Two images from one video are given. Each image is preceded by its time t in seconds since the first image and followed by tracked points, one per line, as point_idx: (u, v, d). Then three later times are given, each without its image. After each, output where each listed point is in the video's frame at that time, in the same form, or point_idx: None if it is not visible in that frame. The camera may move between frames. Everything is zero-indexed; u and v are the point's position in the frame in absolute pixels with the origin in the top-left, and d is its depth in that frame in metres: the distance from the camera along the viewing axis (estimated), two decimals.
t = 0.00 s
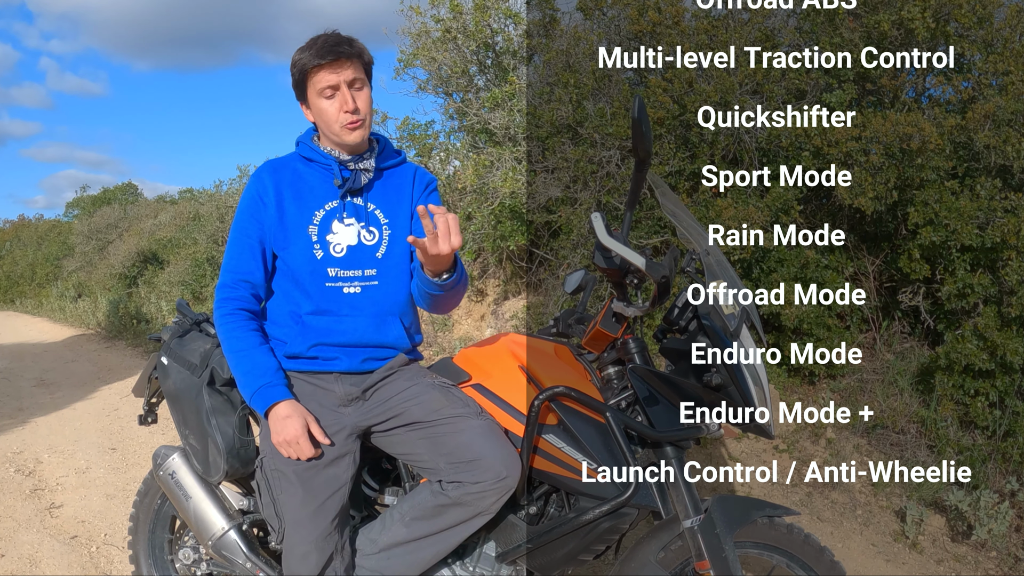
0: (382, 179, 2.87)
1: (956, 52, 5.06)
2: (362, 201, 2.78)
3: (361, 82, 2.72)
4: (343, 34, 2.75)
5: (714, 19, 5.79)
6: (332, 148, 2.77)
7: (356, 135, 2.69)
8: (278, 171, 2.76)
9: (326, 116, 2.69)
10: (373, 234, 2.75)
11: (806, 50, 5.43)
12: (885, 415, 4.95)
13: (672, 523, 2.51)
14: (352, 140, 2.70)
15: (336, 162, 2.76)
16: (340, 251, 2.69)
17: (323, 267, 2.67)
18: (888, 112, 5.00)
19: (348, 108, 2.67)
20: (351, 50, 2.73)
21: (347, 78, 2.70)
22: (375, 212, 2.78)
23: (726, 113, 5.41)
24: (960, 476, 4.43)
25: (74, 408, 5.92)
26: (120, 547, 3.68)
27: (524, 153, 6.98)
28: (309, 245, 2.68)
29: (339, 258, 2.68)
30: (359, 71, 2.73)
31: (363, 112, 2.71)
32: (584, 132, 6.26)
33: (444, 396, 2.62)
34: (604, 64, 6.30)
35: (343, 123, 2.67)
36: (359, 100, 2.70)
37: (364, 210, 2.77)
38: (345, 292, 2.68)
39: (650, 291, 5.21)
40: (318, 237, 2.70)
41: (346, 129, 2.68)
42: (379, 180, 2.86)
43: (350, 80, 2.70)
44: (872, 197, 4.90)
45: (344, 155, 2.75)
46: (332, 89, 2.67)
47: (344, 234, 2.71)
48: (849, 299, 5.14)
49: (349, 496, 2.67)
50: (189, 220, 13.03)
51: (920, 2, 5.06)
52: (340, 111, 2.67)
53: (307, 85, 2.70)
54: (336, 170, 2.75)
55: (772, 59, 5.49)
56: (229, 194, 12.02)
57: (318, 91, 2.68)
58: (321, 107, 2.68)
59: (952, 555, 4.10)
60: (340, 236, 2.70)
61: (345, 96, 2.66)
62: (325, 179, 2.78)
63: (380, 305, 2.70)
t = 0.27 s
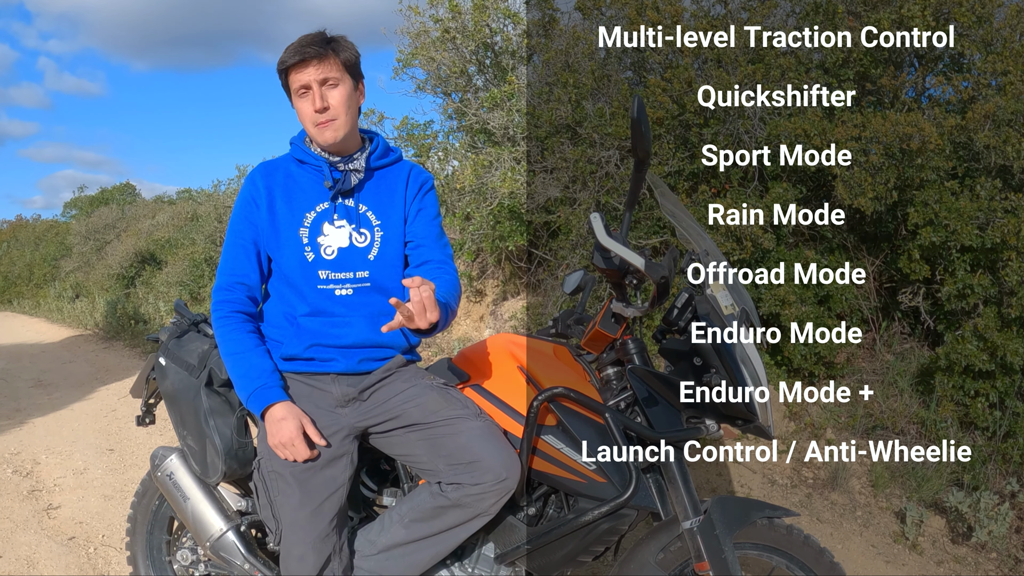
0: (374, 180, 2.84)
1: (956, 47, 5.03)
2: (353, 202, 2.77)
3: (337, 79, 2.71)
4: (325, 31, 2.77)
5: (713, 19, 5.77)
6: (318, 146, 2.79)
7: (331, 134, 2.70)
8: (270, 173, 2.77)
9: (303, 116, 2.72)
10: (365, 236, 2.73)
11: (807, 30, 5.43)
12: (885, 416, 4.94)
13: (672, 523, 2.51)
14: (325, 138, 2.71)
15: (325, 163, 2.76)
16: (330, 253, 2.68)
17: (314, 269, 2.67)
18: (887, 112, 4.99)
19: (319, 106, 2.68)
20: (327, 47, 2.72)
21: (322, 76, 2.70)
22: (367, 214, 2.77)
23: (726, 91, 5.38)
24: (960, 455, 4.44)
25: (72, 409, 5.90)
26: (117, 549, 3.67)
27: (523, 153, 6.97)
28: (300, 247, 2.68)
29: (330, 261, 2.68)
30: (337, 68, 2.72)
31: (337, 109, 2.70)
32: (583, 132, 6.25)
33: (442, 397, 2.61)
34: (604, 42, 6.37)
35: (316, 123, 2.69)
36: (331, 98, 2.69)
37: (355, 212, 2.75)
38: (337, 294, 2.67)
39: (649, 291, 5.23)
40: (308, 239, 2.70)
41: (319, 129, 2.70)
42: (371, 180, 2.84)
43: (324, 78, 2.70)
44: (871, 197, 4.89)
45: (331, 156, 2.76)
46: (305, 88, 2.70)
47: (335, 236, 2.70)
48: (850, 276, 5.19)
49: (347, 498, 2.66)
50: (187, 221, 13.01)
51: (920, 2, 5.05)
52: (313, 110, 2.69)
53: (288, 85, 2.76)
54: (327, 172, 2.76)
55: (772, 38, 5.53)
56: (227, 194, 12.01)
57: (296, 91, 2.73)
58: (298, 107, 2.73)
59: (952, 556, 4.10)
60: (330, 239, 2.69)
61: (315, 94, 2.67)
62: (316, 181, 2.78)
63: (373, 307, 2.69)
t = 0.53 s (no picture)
0: (371, 181, 2.85)
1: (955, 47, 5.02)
2: (349, 203, 2.76)
3: (370, 91, 2.74)
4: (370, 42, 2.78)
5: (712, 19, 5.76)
6: (322, 144, 2.75)
7: (348, 140, 2.70)
8: (263, 174, 2.73)
9: (325, 110, 2.68)
10: (361, 236, 2.73)
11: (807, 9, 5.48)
12: (885, 417, 4.94)
13: (672, 524, 2.51)
14: (341, 144, 2.70)
15: (323, 163, 2.74)
16: (327, 254, 2.66)
17: (310, 269, 2.65)
18: (887, 112, 4.97)
19: (349, 111, 2.68)
20: (370, 56, 2.74)
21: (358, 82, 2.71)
22: (363, 214, 2.76)
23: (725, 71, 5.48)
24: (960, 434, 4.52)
25: (69, 410, 5.89)
26: (115, 550, 3.66)
27: (522, 153, 6.95)
28: (297, 248, 2.66)
29: (327, 261, 2.66)
30: (372, 81, 2.75)
31: (362, 120, 2.73)
32: (582, 132, 6.25)
33: (440, 396, 2.60)
34: (605, 22, 6.41)
35: (340, 124, 2.67)
36: (361, 107, 2.71)
37: (352, 213, 2.75)
38: (334, 295, 2.65)
39: (648, 291, 5.27)
40: (305, 239, 2.67)
41: (340, 131, 2.68)
42: (367, 181, 2.84)
43: (360, 85, 2.71)
44: (871, 197, 4.88)
45: (331, 157, 2.73)
46: (341, 87, 2.68)
47: (332, 236, 2.69)
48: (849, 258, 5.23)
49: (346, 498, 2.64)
50: (184, 221, 13.00)
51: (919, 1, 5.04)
52: (341, 111, 2.67)
53: (319, 74, 2.70)
54: (324, 172, 2.73)
55: (771, 19, 5.61)
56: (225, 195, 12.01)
57: (327, 85, 2.68)
58: (323, 99, 2.67)
59: (952, 557, 4.09)
60: (327, 239, 2.68)
61: (351, 98, 2.67)
62: (313, 181, 2.75)
63: (369, 306, 2.69)
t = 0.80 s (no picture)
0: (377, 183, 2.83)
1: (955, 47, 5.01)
2: (354, 203, 2.74)
3: (399, 106, 2.73)
4: (416, 63, 2.78)
5: (712, 19, 5.75)
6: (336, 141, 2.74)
7: (359, 146, 2.68)
8: (269, 167, 2.72)
9: (349, 110, 2.67)
10: (365, 237, 2.71)
11: None
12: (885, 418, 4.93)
13: (671, 525, 2.48)
14: (351, 147, 2.68)
15: (331, 162, 2.73)
16: (330, 254, 2.65)
17: (312, 269, 2.64)
18: (887, 113, 4.96)
19: (370, 118, 2.66)
20: (412, 73, 2.74)
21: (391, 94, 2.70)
22: (367, 215, 2.75)
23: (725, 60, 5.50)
24: (959, 414, 4.55)
25: (67, 411, 5.88)
26: (113, 551, 3.65)
27: (521, 153, 6.94)
28: (299, 246, 2.65)
29: (329, 261, 2.65)
30: (406, 97, 2.74)
31: (381, 131, 2.71)
32: (581, 132, 6.24)
33: (434, 394, 2.58)
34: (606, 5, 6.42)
35: (357, 128, 2.66)
36: (384, 118, 2.69)
37: (356, 213, 2.73)
38: (335, 295, 2.65)
39: (647, 291, 5.28)
40: (307, 238, 2.66)
41: (354, 135, 2.66)
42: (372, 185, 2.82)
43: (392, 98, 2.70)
44: (871, 198, 4.87)
45: (340, 156, 2.71)
46: (372, 92, 2.67)
47: (334, 236, 2.68)
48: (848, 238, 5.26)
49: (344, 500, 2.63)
50: (182, 222, 12.99)
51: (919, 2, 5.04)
52: (362, 116, 2.66)
53: (357, 75, 2.71)
54: (331, 171, 2.72)
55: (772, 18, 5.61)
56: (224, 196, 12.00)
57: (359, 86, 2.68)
58: (353, 99, 2.68)
59: (952, 559, 4.07)
60: (330, 238, 2.67)
61: (377, 107, 2.66)
62: (319, 179, 2.74)
63: (370, 306, 2.68)
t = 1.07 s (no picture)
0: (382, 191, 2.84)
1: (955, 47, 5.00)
2: (359, 211, 2.75)
3: (405, 119, 2.67)
4: (424, 72, 2.67)
5: (711, 18, 5.73)
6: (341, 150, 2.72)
7: (367, 162, 2.66)
8: (275, 167, 2.70)
9: (355, 125, 2.61)
10: (369, 244, 2.73)
11: None
12: (884, 419, 4.92)
13: (670, 527, 2.47)
14: (359, 161, 2.66)
15: (336, 167, 2.71)
16: (333, 261, 2.65)
17: (314, 275, 2.64)
18: (886, 113, 4.95)
19: (377, 136, 2.62)
20: (418, 85, 2.65)
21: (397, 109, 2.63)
22: (372, 221, 2.76)
23: (724, 60, 5.49)
24: (960, 392, 4.58)
25: (64, 412, 5.87)
26: (111, 553, 3.64)
27: (520, 153, 6.93)
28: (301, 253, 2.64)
29: (332, 268, 2.65)
30: (412, 109, 2.67)
31: (389, 145, 2.67)
32: (580, 132, 6.23)
33: (438, 398, 2.57)
34: None
35: (364, 145, 2.62)
36: (391, 135, 2.65)
37: (361, 220, 2.74)
38: (337, 301, 2.65)
39: (647, 292, 5.31)
40: (309, 245, 2.65)
41: (362, 152, 2.63)
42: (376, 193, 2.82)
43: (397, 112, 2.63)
44: (871, 198, 4.86)
45: (346, 165, 2.70)
46: (378, 109, 2.60)
47: (338, 243, 2.67)
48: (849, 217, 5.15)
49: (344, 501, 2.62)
50: (180, 222, 12.97)
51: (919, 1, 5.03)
52: (369, 134, 2.62)
53: (361, 86, 2.61)
54: (336, 176, 2.71)
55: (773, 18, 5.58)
56: (222, 196, 11.99)
57: (364, 101, 2.60)
58: (357, 115, 2.61)
59: (952, 560, 4.07)
60: (333, 246, 2.66)
61: (383, 125, 2.61)
62: (323, 183, 2.72)
63: (375, 311, 2.69)
